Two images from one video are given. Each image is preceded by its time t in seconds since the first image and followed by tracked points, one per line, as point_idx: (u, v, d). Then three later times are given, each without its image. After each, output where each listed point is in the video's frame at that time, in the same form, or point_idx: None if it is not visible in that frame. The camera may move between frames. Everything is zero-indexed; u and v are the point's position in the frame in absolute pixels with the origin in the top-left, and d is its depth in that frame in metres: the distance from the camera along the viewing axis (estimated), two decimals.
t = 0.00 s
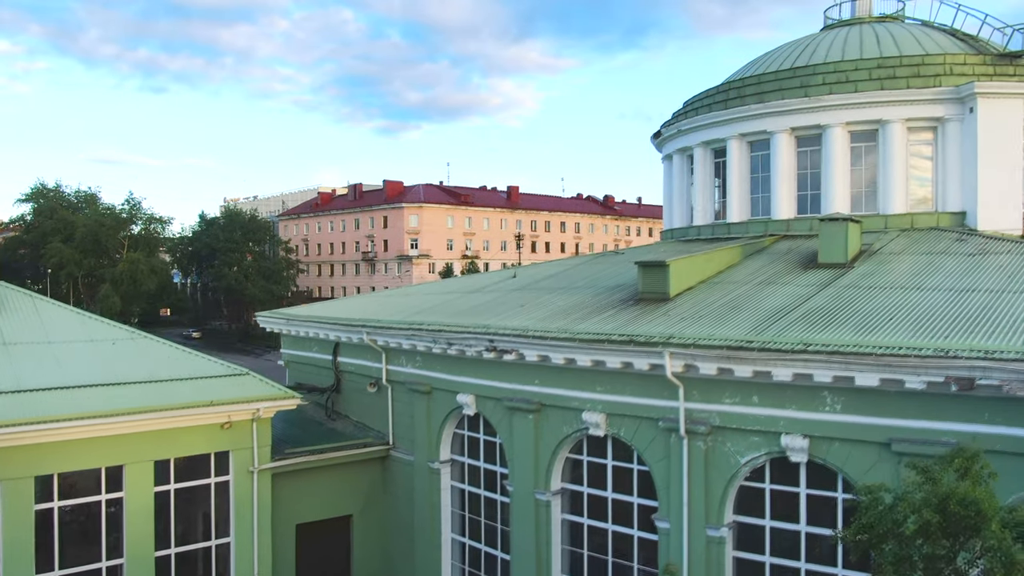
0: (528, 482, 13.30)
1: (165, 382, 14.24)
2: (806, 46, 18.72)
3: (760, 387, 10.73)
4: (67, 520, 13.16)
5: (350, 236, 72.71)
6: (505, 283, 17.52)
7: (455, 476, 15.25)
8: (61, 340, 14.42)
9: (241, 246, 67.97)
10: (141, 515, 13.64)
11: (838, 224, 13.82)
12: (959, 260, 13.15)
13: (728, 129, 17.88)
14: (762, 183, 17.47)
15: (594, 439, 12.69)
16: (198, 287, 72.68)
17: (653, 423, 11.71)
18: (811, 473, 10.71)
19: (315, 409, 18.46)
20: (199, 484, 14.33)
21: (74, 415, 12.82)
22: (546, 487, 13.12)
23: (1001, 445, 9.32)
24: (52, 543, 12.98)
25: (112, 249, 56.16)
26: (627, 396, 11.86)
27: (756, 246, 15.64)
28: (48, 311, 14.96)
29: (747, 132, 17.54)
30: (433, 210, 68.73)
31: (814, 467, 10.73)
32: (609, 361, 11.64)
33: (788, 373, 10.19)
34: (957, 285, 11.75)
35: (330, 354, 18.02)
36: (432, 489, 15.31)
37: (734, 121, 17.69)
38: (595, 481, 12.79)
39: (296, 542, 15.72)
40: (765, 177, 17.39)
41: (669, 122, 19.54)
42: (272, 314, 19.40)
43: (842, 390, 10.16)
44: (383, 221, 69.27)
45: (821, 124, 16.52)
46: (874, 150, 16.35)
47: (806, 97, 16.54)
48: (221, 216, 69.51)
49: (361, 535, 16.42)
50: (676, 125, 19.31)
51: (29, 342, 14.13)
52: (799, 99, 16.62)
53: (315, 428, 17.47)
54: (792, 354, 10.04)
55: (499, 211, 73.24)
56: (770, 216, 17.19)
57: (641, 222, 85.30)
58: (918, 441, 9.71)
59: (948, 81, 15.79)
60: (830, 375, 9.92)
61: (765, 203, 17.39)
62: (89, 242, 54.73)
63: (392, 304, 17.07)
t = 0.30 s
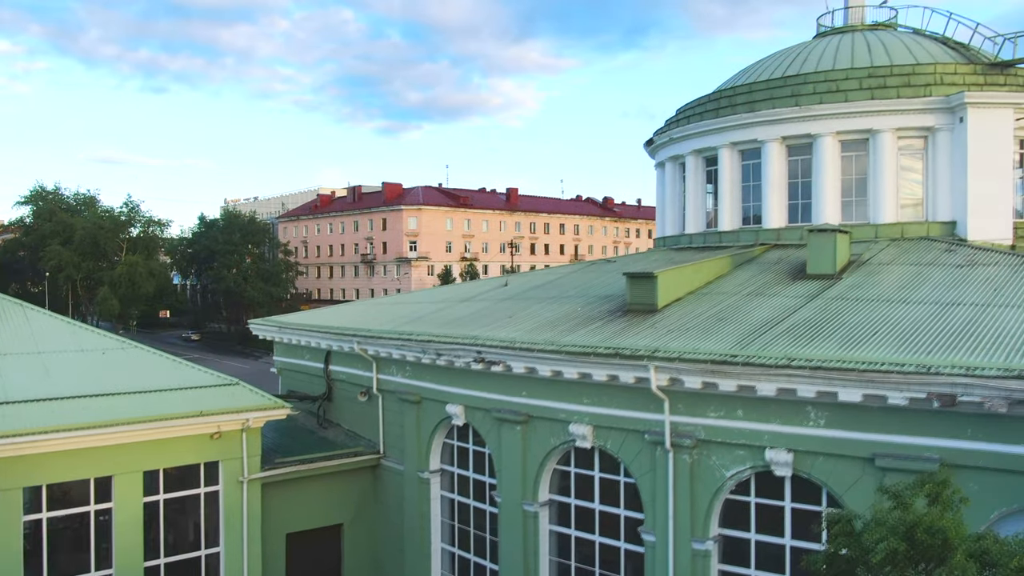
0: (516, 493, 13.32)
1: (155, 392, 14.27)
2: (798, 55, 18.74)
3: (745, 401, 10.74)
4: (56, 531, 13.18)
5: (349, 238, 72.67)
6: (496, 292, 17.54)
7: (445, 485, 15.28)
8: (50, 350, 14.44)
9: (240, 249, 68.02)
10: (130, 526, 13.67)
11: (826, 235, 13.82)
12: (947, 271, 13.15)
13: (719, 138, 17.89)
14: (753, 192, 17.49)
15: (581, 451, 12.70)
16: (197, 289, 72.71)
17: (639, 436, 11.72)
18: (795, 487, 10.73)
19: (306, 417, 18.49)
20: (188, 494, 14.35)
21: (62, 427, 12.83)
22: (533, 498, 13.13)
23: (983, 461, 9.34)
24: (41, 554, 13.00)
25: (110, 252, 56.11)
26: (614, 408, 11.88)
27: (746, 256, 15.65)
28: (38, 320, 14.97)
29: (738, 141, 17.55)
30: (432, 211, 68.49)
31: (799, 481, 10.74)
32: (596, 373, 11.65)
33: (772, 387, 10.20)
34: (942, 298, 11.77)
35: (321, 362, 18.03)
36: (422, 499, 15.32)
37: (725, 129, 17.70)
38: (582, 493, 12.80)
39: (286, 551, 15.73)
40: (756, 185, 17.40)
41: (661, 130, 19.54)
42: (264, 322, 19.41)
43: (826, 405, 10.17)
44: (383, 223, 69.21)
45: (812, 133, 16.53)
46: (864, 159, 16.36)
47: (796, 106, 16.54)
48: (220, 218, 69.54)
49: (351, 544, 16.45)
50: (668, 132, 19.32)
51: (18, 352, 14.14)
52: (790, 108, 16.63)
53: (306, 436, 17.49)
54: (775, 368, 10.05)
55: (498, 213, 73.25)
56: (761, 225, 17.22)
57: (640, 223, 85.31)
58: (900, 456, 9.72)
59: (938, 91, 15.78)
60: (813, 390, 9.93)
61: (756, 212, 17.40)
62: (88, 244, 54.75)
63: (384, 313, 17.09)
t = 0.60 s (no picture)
0: (504, 504, 13.34)
1: (146, 403, 14.30)
2: (790, 63, 18.75)
3: (729, 415, 10.75)
4: (45, 542, 13.19)
5: (349, 240, 72.61)
6: (488, 301, 17.57)
7: (434, 495, 15.31)
8: (41, 360, 14.47)
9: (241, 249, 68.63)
10: (120, 536, 13.69)
11: (815, 246, 13.82)
12: (935, 282, 13.16)
13: (711, 146, 17.89)
14: (744, 200, 17.51)
15: (568, 462, 12.71)
16: (197, 291, 72.78)
17: (626, 449, 11.73)
18: (780, 501, 10.74)
19: (299, 425, 18.52)
20: (178, 504, 14.37)
21: (51, 438, 12.85)
22: (521, 509, 13.15)
23: (966, 477, 9.35)
24: (29, 565, 13.00)
25: (109, 254, 56.11)
26: (600, 421, 11.88)
27: (736, 265, 15.66)
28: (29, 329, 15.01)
29: (730, 150, 17.56)
30: (430, 214, 68.45)
31: (783, 495, 10.74)
32: (582, 386, 11.66)
33: (756, 402, 10.21)
34: (928, 311, 11.78)
35: (313, 370, 18.06)
36: (412, 509, 15.34)
37: (716, 138, 17.72)
38: (569, 505, 12.82)
39: (276, 560, 15.75)
40: (747, 194, 17.42)
41: (653, 138, 19.56)
42: (256, 329, 19.45)
43: (810, 420, 10.18)
44: (382, 225, 69.19)
45: (802, 143, 16.53)
46: (854, 169, 16.38)
47: (787, 115, 16.55)
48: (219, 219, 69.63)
49: (342, 552, 16.48)
50: (660, 140, 19.34)
51: (8, 362, 14.17)
52: (781, 117, 16.63)
53: (298, 444, 17.52)
54: (759, 383, 10.06)
55: (497, 215, 73.32)
56: (752, 234, 17.26)
57: (639, 225, 85.44)
58: (884, 472, 9.73)
59: (928, 100, 15.72)
60: (797, 405, 9.94)
61: (747, 220, 17.43)
62: (86, 247, 54.75)
63: (375, 321, 17.12)
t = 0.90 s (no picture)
0: (492, 515, 13.35)
1: (135, 413, 14.32)
2: (782, 71, 18.75)
3: (714, 429, 10.76)
4: (34, 553, 13.20)
5: (349, 242, 72.59)
6: (480, 309, 17.58)
7: (425, 504, 15.33)
8: (30, 369, 14.46)
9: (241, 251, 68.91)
10: (109, 547, 13.72)
11: (804, 257, 13.82)
12: (923, 294, 13.16)
13: (703, 154, 17.90)
14: (736, 209, 17.52)
15: (556, 474, 12.73)
16: (196, 293, 72.79)
17: (612, 461, 11.74)
18: (765, 514, 10.75)
19: (291, 433, 18.55)
20: (167, 514, 14.40)
21: (39, 449, 12.87)
22: (509, 520, 13.17)
23: (948, 493, 9.36)
24: None
25: (107, 257, 56.04)
26: (586, 433, 11.89)
27: (726, 275, 15.67)
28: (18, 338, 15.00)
29: (721, 158, 17.56)
30: (430, 216, 68.38)
31: (768, 509, 10.75)
32: (568, 399, 11.68)
33: (740, 417, 10.22)
34: (915, 324, 11.77)
35: (305, 378, 18.08)
36: (402, 518, 15.35)
37: (707, 147, 17.72)
38: (557, 516, 12.84)
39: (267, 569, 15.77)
40: (739, 203, 17.43)
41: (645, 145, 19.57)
42: (249, 336, 19.48)
43: (794, 435, 10.19)
44: (381, 227, 69.15)
45: (793, 152, 16.53)
46: (845, 178, 16.38)
47: (778, 124, 16.54)
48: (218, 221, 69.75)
49: (333, 561, 16.51)
50: (652, 148, 19.34)
51: None
52: (772, 126, 16.63)
53: (289, 452, 17.54)
54: (742, 398, 10.07)
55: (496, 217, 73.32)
56: (743, 243, 17.28)
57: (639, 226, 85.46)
58: (867, 487, 9.74)
59: (919, 110, 15.75)
60: (780, 420, 9.95)
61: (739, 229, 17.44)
62: (84, 250, 54.70)
63: (366, 330, 17.13)
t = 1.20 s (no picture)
0: (481, 526, 13.37)
1: (124, 423, 14.36)
2: (774, 79, 18.75)
3: (700, 442, 10.76)
4: (23, 563, 13.20)
5: (348, 244, 72.65)
6: (471, 318, 17.60)
7: (415, 513, 15.34)
8: (19, 379, 14.46)
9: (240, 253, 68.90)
10: (98, 557, 13.72)
11: (793, 268, 13.82)
12: (912, 305, 13.15)
13: (694, 163, 17.90)
14: (727, 217, 17.54)
15: (544, 485, 12.74)
16: (196, 295, 72.83)
17: (598, 473, 11.75)
18: (750, 528, 10.75)
19: (284, 441, 18.58)
20: (158, 524, 14.42)
21: (28, 460, 12.88)
22: (497, 531, 13.19)
23: (931, 508, 9.36)
24: None
25: (106, 259, 56.07)
26: (573, 445, 11.90)
27: (716, 284, 15.69)
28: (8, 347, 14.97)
29: (713, 167, 17.57)
30: (429, 218, 68.38)
31: (753, 522, 10.76)
32: (555, 411, 11.68)
33: (725, 431, 10.22)
34: (901, 337, 11.76)
35: (297, 386, 18.11)
36: (392, 527, 15.37)
37: (699, 155, 17.74)
38: (545, 527, 12.85)
39: None
40: (730, 211, 17.45)
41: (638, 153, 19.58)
42: (242, 344, 19.51)
43: (778, 449, 10.19)
44: (380, 229, 69.15)
45: (785, 161, 16.53)
46: (837, 187, 16.38)
47: (769, 133, 16.54)
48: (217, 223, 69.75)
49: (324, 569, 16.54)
50: (645, 156, 19.35)
51: None
52: (763, 135, 16.62)
53: (281, 460, 17.56)
54: (727, 413, 10.06)
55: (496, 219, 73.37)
56: (735, 251, 17.29)
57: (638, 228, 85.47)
58: (850, 502, 9.74)
59: (909, 119, 15.75)
60: (764, 434, 9.95)
61: (730, 237, 17.46)
62: (84, 252, 54.80)
63: (357, 339, 17.15)
